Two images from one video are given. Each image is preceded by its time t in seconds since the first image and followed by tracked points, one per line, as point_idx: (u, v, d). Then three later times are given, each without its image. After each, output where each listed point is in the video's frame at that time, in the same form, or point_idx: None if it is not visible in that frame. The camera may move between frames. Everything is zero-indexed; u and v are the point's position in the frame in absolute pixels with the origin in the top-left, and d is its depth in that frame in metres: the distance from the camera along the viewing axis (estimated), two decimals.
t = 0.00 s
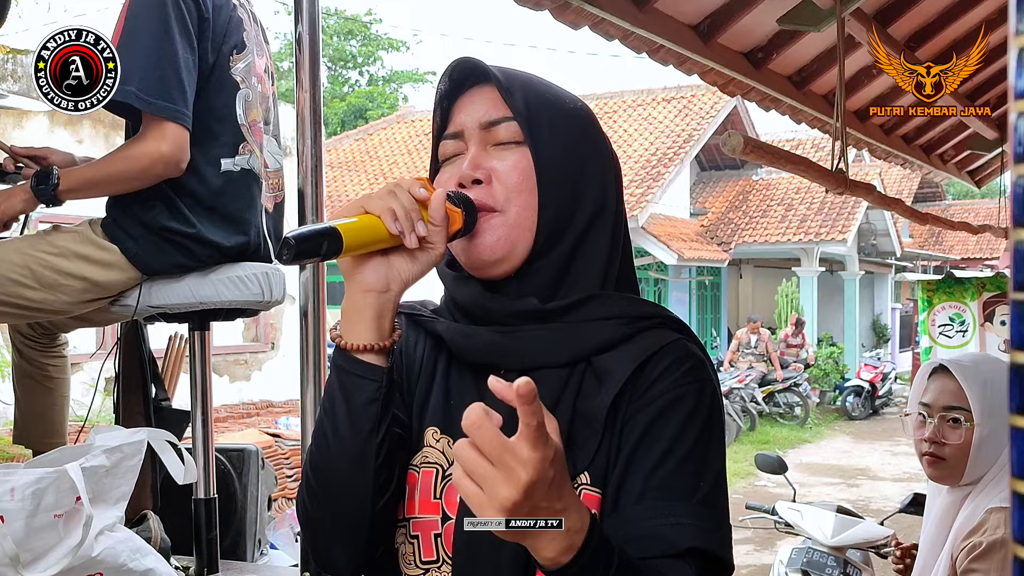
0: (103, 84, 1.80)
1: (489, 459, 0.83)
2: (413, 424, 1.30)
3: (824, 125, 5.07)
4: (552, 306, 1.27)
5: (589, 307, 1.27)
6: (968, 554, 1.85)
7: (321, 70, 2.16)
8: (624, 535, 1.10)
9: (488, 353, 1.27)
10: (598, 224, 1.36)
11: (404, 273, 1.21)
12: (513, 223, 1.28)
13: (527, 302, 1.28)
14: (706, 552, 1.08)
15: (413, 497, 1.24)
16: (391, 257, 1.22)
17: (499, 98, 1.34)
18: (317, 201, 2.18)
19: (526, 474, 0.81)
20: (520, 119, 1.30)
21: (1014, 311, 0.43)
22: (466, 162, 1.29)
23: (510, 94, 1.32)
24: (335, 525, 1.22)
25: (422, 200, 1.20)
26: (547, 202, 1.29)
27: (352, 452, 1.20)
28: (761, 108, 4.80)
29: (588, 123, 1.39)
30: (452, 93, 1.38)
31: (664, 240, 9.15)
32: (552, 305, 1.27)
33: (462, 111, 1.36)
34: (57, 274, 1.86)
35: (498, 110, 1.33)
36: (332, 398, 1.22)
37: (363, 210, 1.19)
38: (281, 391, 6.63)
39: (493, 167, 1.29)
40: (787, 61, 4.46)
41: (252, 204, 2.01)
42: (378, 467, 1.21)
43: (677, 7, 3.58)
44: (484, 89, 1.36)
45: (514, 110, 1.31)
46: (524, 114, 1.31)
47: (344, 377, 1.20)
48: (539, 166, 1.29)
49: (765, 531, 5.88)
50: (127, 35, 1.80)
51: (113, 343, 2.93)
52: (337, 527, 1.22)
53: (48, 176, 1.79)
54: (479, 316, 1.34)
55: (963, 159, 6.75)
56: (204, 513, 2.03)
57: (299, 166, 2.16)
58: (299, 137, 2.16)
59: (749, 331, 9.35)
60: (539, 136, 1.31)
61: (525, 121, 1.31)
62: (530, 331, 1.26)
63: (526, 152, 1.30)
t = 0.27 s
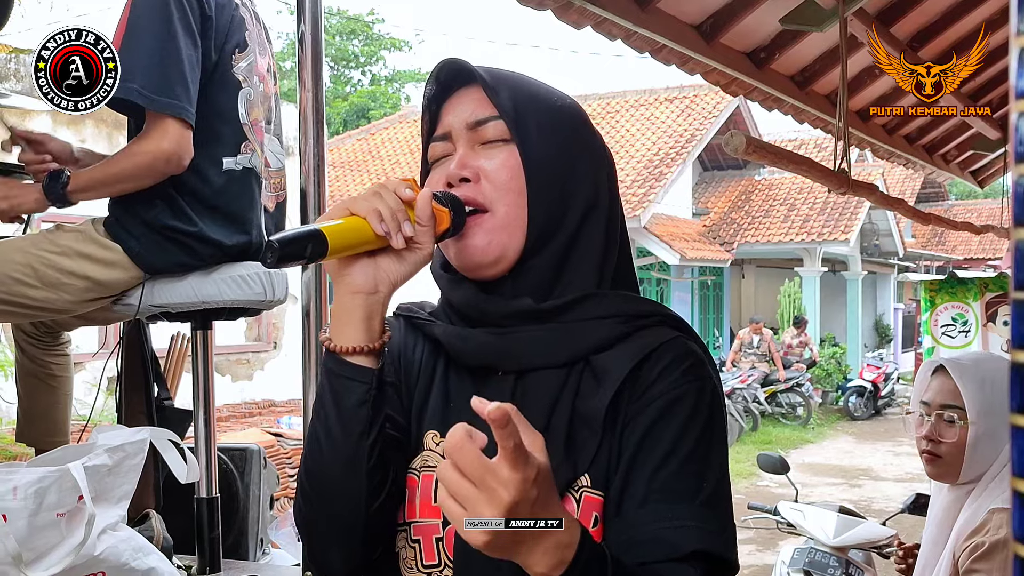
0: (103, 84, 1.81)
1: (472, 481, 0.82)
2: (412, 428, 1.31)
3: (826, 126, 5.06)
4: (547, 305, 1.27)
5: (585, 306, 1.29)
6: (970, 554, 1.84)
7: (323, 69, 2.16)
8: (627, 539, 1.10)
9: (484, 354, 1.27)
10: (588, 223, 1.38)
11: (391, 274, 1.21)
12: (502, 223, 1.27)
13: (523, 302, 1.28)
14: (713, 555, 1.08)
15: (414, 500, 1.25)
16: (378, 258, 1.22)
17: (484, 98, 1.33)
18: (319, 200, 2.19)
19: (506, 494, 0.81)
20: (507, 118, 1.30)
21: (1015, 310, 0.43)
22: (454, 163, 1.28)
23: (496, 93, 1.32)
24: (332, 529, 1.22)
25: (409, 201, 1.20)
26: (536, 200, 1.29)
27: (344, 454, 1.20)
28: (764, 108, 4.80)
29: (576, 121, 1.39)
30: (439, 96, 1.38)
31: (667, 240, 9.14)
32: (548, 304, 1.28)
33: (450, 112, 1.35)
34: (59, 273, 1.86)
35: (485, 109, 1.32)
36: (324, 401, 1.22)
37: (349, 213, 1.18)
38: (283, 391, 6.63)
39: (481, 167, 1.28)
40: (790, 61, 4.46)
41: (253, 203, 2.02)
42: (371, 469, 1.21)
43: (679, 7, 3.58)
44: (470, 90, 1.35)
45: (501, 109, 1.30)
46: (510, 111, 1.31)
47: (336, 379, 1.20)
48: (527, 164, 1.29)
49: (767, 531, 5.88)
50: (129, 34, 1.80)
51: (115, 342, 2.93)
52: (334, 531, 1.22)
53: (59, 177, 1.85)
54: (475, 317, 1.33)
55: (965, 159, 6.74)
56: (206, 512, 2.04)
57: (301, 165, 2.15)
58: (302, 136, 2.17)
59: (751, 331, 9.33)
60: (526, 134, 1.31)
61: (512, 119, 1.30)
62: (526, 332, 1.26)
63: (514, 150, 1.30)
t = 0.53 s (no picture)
0: (103, 85, 1.78)
1: (453, 506, 1.04)
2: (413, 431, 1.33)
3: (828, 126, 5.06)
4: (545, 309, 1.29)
5: (584, 310, 1.30)
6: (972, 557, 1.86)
7: (325, 69, 2.17)
8: (638, 547, 1.15)
9: (484, 358, 1.29)
10: (586, 221, 1.37)
11: (383, 283, 1.23)
12: (497, 227, 1.27)
13: (522, 305, 1.29)
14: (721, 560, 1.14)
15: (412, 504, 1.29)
16: (370, 268, 1.23)
17: (476, 99, 1.33)
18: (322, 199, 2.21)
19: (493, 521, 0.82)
20: (499, 120, 1.29)
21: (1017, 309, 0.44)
22: (448, 167, 1.28)
23: (488, 95, 1.31)
24: (334, 537, 1.28)
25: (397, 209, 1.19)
26: (531, 201, 1.28)
27: (341, 461, 1.26)
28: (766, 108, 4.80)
29: (569, 118, 1.39)
30: (432, 96, 1.38)
31: (669, 240, 9.13)
32: (546, 308, 1.29)
33: (443, 114, 1.34)
34: (62, 273, 1.87)
35: (478, 110, 1.31)
36: (320, 411, 1.28)
37: (337, 224, 1.19)
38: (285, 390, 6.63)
39: (474, 170, 1.28)
40: (792, 61, 4.46)
41: (254, 202, 2.02)
42: (368, 479, 1.27)
43: (681, 7, 3.58)
44: (462, 91, 1.34)
45: (492, 111, 1.30)
46: (503, 113, 1.30)
47: (329, 390, 1.26)
48: (521, 167, 1.28)
49: (769, 531, 5.87)
50: (129, 34, 1.79)
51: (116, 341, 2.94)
52: (336, 537, 1.28)
53: (73, 169, 1.86)
54: (474, 320, 1.33)
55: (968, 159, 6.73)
56: (208, 512, 2.04)
57: (303, 164, 2.17)
58: (304, 136, 2.17)
59: (753, 331, 9.32)
60: (519, 135, 1.30)
61: (504, 120, 1.30)
62: (524, 336, 1.28)
63: (507, 152, 1.29)
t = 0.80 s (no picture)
0: (103, 84, 1.79)
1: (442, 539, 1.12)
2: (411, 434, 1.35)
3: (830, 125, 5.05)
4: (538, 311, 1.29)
5: (578, 307, 1.30)
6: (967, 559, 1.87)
7: (326, 69, 2.18)
8: (643, 546, 1.15)
9: (482, 362, 1.29)
10: (585, 218, 1.37)
11: (372, 293, 1.25)
12: (492, 229, 1.29)
13: (514, 309, 1.30)
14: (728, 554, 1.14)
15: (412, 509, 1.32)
16: (358, 279, 1.25)
17: (471, 98, 1.34)
18: (323, 199, 2.20)
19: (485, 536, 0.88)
20: (495, 122, 1.31)
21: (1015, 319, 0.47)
22: (442, 169, 1.28)
23: (484, 95, 1.32)
24: (328, 547, 1.30)
25: (386, 221, 1.20)
26: (526, 204, 1.30)
27: (332, 479, 1.27)
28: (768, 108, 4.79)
29: (564, 115, 1.39)
30: (426, 94, 1.38)
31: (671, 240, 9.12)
32: (541, 309, 1.30)
33: (437, 115, 1.35)
34: (63, 272, 1.87)
35: (473, 110, 1.32)
36: (310, 426, 1.28)
37: (324, 235, 1.20)
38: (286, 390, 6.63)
39: (468, 172, 1.28)
40: (794, 60, 4.45)
41: (254, 202, 2.02)
42: (360, 494, 1.28)
43: (683, 6, 3.58)
44: (457, 89, 1.35)
45: (487, 112, 1.31)
46: (499, 114, 1.32)
47: (318, 407, 1.27)
48: (518, 170, 1.30)
49: (771, 532, 5.86)
50: (128, 35, 1.80)
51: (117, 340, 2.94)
52: (330, 549, 1.30)
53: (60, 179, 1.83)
54: (468, 323, 1.35)
55: (970, 160, 6.72)
56: (209, 511, 2.04)
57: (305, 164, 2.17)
58: (305, 136, 2.18)
59: (755, 331, 9.32)
60: (514, 138, 1.32)
61: (500, 122, 1.31)
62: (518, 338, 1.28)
63: (502, 154, 1.30)
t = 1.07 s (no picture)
0: (103, 84, 1.82)
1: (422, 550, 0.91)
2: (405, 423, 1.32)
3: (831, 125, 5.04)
4: (529, 303, 1.28)
5: (566, 291, 1.30)
6: (975, 559, 1.81)
7: (326, 68, 2.16)
8: (636, 523, 1.11)
9: (476, 358, 1.28)
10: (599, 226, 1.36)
11: (360, 299, 1.17)
12: (490, 235, 1.27)
13: (503, 305, 1.29)
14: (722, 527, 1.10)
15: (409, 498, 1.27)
16: (347, 283, 1.17)
17: (484, 94, 1.33)
18: (323, 198, 2.20)
19: (476, 540, 0.87)
20: (506, 123, 1.29)
21: None
22: (445, 166, 1.27)
23: (497, 92, 1.32)
24: (308, 547, 1.22)
25: (380, 225, 1.13)
26: (529, 207, 1.29)
27: (312, 479, 1.18)
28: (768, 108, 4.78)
29: (576, 114, 1.39)
30: (441, 84, 1.38)
31: (671, 241, 9.11)
32: (525, 304, 1.29)
33: (448, 107, 1.34)
34: (64, 272, 1.87)
35: (485, 107, 1.32)
36: (290, 426, 1.20)
37: (314, 237, 1.13)
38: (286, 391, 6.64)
39: (472, 174, 1.27)
40: (795, 60, 4.44)
41: (254, 202, 2.03)
42: (340, 495, 1.19)
43: (684, 6, 3.57)
44: (471, 84, 1.35)
45: (501, 111, 1.30)
46: (510, 113, 1.30)
47: (301, 407, 1.17)
48: (523, 172, 1.29)
49: (772, 533, 5.85)
50: (127, 34, 1.80)
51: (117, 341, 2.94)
52: (310, 547, 1.22)
53: (67, 152, 1.82)
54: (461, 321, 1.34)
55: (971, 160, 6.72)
56: (209, 511, 2.04)
57: (304, 163, 2.17)
58: (304, 135, 2.17)
59: (756, 332, 9.33)
60: (524, 138, 1.31)
61: (512, 121, 1.30)
62: (511, 333, 1.27)
63: (509, 154, 1.30)
